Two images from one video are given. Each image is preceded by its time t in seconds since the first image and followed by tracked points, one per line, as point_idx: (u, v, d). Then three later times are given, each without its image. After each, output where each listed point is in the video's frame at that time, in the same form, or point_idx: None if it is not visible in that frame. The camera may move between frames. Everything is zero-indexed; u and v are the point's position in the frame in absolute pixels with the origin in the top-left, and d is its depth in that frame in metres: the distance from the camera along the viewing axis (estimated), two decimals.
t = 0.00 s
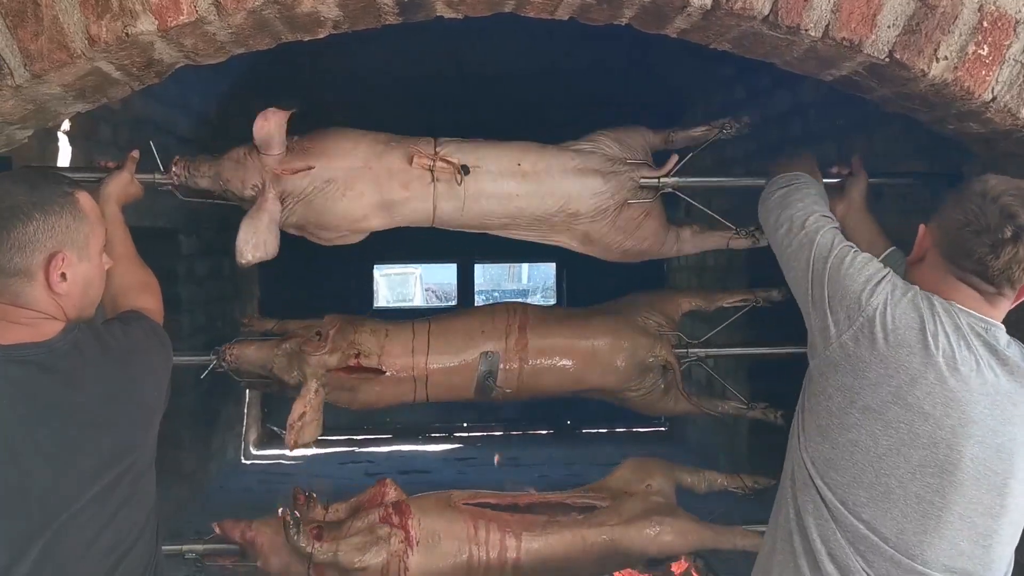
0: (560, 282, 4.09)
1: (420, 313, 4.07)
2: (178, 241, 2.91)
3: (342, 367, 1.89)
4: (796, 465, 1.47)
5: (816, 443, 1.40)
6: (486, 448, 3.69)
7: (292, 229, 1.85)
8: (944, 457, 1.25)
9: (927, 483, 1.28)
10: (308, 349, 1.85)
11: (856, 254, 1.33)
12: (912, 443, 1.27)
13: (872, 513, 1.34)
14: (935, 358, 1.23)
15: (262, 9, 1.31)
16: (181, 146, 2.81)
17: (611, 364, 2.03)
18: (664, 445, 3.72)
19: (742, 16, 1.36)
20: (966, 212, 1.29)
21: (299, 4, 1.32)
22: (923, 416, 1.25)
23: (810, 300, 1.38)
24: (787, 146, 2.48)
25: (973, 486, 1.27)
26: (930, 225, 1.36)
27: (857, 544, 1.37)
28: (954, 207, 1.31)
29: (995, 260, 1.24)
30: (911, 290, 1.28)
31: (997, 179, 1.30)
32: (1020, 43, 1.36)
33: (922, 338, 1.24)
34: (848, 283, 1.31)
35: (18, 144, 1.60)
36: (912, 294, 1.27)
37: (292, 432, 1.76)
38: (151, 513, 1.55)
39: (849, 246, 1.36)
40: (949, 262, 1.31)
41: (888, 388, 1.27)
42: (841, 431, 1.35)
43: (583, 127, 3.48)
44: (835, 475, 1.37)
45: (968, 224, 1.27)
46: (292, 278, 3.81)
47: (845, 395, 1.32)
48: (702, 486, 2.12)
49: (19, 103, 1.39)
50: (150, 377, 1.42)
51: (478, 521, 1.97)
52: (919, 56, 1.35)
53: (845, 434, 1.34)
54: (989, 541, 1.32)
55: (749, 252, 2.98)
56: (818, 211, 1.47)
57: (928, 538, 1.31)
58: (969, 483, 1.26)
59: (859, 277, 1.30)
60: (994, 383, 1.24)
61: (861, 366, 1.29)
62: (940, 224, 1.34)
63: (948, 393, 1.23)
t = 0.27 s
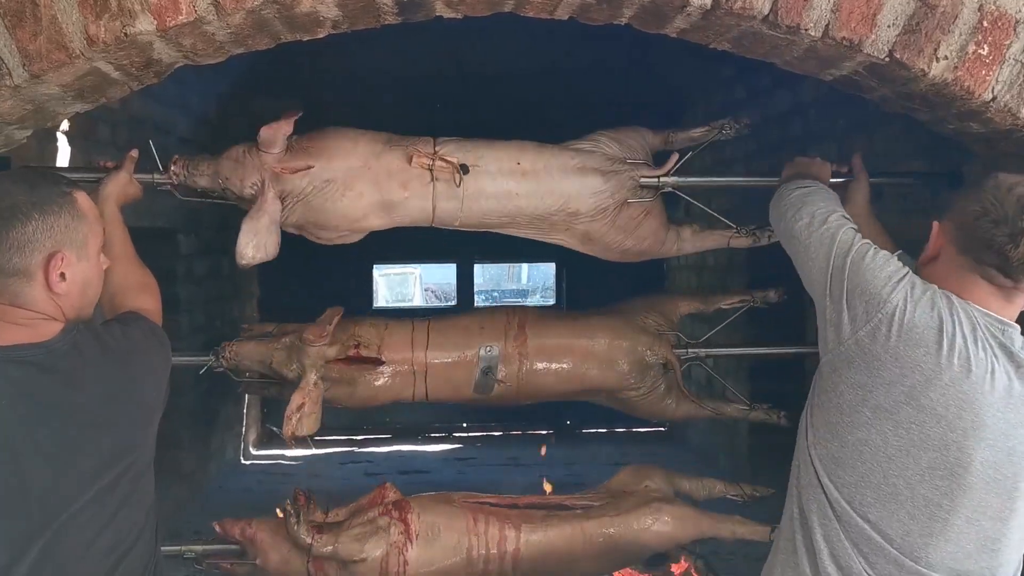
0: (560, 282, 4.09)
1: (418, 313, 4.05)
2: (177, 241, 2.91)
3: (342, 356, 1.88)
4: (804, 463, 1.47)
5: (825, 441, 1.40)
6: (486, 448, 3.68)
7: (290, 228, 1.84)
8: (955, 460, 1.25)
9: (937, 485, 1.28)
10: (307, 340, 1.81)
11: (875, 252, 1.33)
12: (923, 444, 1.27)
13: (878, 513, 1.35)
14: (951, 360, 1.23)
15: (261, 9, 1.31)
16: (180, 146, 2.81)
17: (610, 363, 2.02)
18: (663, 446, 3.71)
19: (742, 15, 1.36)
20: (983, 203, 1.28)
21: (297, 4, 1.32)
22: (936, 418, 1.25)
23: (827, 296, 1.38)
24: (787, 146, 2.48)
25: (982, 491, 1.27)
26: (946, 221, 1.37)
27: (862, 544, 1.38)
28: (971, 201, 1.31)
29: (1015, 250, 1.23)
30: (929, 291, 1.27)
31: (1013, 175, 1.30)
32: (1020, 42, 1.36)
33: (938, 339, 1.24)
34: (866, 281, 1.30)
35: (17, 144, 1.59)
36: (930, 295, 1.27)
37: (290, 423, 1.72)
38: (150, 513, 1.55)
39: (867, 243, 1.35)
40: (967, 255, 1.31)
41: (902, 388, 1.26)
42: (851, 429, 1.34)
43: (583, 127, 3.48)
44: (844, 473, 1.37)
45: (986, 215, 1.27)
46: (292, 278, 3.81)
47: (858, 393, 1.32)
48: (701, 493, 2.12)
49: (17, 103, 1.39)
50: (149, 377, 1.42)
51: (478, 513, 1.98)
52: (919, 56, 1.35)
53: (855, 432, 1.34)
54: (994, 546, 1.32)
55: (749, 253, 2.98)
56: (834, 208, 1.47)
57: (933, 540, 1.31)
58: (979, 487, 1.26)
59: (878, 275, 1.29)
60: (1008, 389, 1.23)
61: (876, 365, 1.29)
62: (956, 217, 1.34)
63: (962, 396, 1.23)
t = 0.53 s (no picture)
0: (559, 282, 4.08)
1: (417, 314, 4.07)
2: (176, 241, 2.90)
3: (339, 346, 1.87)
4: (812, 461, 1.45)
5: (836, 439, 1.39)
6: (485, 448, 3.68)
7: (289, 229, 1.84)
8: (971, 458, 1.26)
9: (951, 482, 1.29)
10: (307, 332, 1.83)
11: (887, 249, 1.33)
12: (938, 442, 1.27)
13: (891, 511, 1.35)
14: (966, 358, 1.24)
15: (260, 8, 1.30)
16: (179, 146, 2.81)
17: (610, 363, 2.02)
18: (663, 445, 3.71)
19: (742, 14, 1.35)
20: (996, 219, 1.26)
21: (296, 3, 1.31)
22: (952, 416, 1.25)
23: (838, 293, 1.37)
24: (787, 145, 2.48)
25: (994, 488, 1.28)
26: (958, 227, 1.35)
27: (876, 542, 1.38)
28: (985, 212, 1.29)
29: None
30: (941, 291, 1.29)
31: None
32: (1021, 41, 1.36)
33: (954, 338, 1.25)
34: (881, 278, 1.30)
35: (16, 144, 1.59)
36: (942, 294, 1.28)
37: (288, 412, 1.74)
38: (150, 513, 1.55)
39: (878, 240, 1.35)
40: (977, 269, 1.31)
41: (918, 385, 1.27)
42: (865, 427, 1.34)
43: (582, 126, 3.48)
44: (857, 471, 1.36)
45: (1000, 232, 1.25)
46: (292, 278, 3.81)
47: (873, 390, 1.32)
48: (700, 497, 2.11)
49: (16, 103, 1.39)
50: (149, 377, 1.41)
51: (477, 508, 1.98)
52: (920, 55, 1.35)
53: (870, 430, 1.33)
54: (1001, 542, 1.34)
55: (749, 252, 2.98)
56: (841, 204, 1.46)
57: (946, 538, 1.32)
58: (991, 485, 1.28)
59: (894, 273, 1.29)
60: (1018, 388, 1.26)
61: (892, 362, 1.28)
62: (965, 227, 1.33)
63: (978, 394, 1.24)
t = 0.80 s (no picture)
0: (559, 281, 4.07)
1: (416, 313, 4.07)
2: (176, 241, 2.90)
3: (339, 337, 1.86)
4: (808, 451, 1.46)
5: (830, 430, 1.40)
6: (485, 448, 3.68)
7: (287, 222, 1.69)
8: (960, 453, 1.26)
9: (941, 477, 1.29)
10: (308, 322, 1.84)
11: (886, 243, 1.32)
12: (929, 436, 1.27)
13: (881, 504, 1.35)
14: (959, 353, 1.23)
15: (259, 7, 1.30)
16: (179, 146, 2.80)
17: (610, 362, 2.02)
18: (663, 445, 3.71)
19: (742, 13, 1.35)
20: (995, 209, 1.26)
21: (295, 2, 1.31)
22: (942, 410, 1.25)
23: (836, 286, 1.37)
24: (787, 145, 2.47)
25: (985, 485, 1.28)
26: (959, 226, 1.35)
27: (865, 535, 1.38)
28: (984, 206, 1.29)
29: None
30: (939, 284, 1.27)
31: None
32: (1022, 40, 1.35)
33: (947, 332, 1.24)
34: (876, 270, 1.29)
35: (15, 143, 1.59)
36: (939, 288, 1.26)
37: (287, 399, 1.74)
38: (150, 514, 1.54)
39: (879, 234, 1.35)
40: (979, 262, 1.31)
41: (909, 378, 1.26)
42: (857, 418, 1.34)
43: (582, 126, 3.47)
44: (848, 462, 1.37)
45: (1001, 224, 1.25)
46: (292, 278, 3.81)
47: (865, 382, 1.32)
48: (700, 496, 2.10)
49: (15, 102, 1.38)
50: (149, 376, 1.41)
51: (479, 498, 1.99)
52: (921, 54, 1.35)
53: (860, 422, 1.34)
54: (995, 538, 1.34)
55: (749, 252, 2.97)
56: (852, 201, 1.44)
57: (937, 532, 1.32)
58: (982, 480, 1.27)
59: (889, 265, 1.28)
60: (1015, 384, 1.24)
61: (883, 355, 1.29)
62: (965, 222, 1.33)
63: (969, 389, 1.23)
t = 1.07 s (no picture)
0: (559, 281, 4.06)
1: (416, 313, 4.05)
2: (176, 241, 2.90)
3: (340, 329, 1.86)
4: (800, 459, 1.45)
5: (822, 438, 1.39)
6: (485, 447, 3.67)
7: (288, 214, 1.68)
8: (955, 462, 1.25)
9: (934, 486, 1.28)
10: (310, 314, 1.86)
11: (883, 250, 1.30)
12: (923, 445, 1.26)
13: (873, 513, 1.34)
14: (956, 362, 1.21)
15: (260, 4, 1.30)
16: (178, 145, 2.80)
17: (611, 361, 2.01)
18: (664, 445, 3.71)
19: (744, 10, 1.34)
20: (989, 209, 1.26)
21: None
22: (937, 420, 1.24)
23: (832, 293, 1.35)
24: (788, 144, 2.47)
25: (979, 494, 1.27)
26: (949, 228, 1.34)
27: (855, 543, 1.37)
28: (976, 206, 1.28)
29: None
30: (937, 291, 1.25)
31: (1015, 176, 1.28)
32: None
33: (945, 341, 1.22)
34: (873, 278, 1.28)
35: (14, 142, 1.58)
36: (937, 296, 1.25)
37: (287, 387, 1.74)
38: (150, 514, 1.54)
39: (876, 242, 1.33)
40: (974, 262, 1.30)
41: (905, 387, 1.25)
42: (851, 427, 1.33)
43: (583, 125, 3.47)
44: (840, 470, 1.36)
45: (995, 222, 1.25)
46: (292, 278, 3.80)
47: (860, 390, 1.30)
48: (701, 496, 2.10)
49: (14, 100, 1.38)
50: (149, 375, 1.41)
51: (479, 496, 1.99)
52: (923, 52, 1.34)
53: (854, 430, 1.33)
54: (986, 547, 1.33)
55: (749, 251, 2.97)
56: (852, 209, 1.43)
57: (928, 541, 1.32)
58: (975, 490, 1.27)
59: (886, 273, 1.27)
60: (1012, 394, 1.23)
61: (879, 363, 1.27)
62: (956, 222, 1.33)
63: (965, 398, 1.22)
